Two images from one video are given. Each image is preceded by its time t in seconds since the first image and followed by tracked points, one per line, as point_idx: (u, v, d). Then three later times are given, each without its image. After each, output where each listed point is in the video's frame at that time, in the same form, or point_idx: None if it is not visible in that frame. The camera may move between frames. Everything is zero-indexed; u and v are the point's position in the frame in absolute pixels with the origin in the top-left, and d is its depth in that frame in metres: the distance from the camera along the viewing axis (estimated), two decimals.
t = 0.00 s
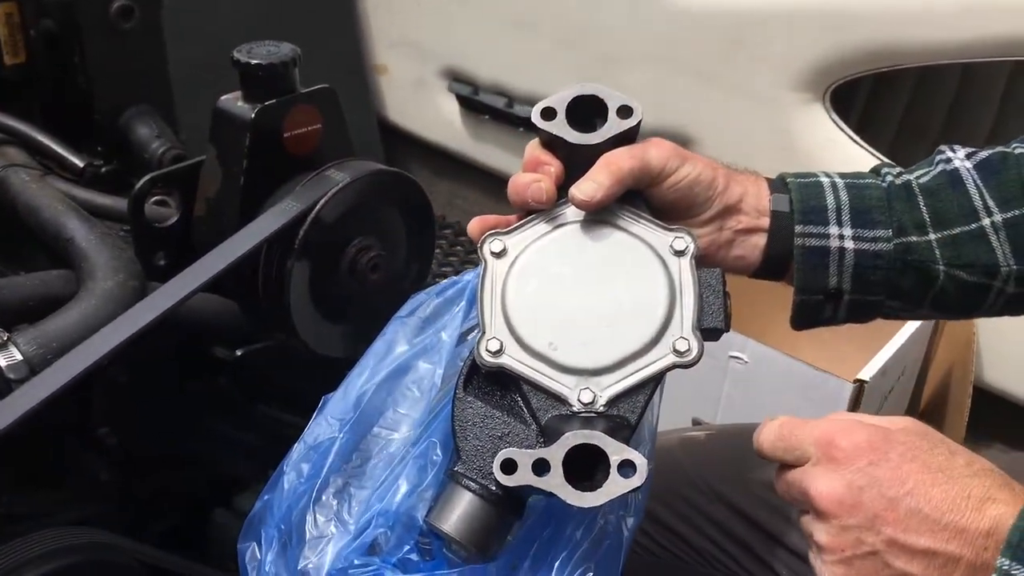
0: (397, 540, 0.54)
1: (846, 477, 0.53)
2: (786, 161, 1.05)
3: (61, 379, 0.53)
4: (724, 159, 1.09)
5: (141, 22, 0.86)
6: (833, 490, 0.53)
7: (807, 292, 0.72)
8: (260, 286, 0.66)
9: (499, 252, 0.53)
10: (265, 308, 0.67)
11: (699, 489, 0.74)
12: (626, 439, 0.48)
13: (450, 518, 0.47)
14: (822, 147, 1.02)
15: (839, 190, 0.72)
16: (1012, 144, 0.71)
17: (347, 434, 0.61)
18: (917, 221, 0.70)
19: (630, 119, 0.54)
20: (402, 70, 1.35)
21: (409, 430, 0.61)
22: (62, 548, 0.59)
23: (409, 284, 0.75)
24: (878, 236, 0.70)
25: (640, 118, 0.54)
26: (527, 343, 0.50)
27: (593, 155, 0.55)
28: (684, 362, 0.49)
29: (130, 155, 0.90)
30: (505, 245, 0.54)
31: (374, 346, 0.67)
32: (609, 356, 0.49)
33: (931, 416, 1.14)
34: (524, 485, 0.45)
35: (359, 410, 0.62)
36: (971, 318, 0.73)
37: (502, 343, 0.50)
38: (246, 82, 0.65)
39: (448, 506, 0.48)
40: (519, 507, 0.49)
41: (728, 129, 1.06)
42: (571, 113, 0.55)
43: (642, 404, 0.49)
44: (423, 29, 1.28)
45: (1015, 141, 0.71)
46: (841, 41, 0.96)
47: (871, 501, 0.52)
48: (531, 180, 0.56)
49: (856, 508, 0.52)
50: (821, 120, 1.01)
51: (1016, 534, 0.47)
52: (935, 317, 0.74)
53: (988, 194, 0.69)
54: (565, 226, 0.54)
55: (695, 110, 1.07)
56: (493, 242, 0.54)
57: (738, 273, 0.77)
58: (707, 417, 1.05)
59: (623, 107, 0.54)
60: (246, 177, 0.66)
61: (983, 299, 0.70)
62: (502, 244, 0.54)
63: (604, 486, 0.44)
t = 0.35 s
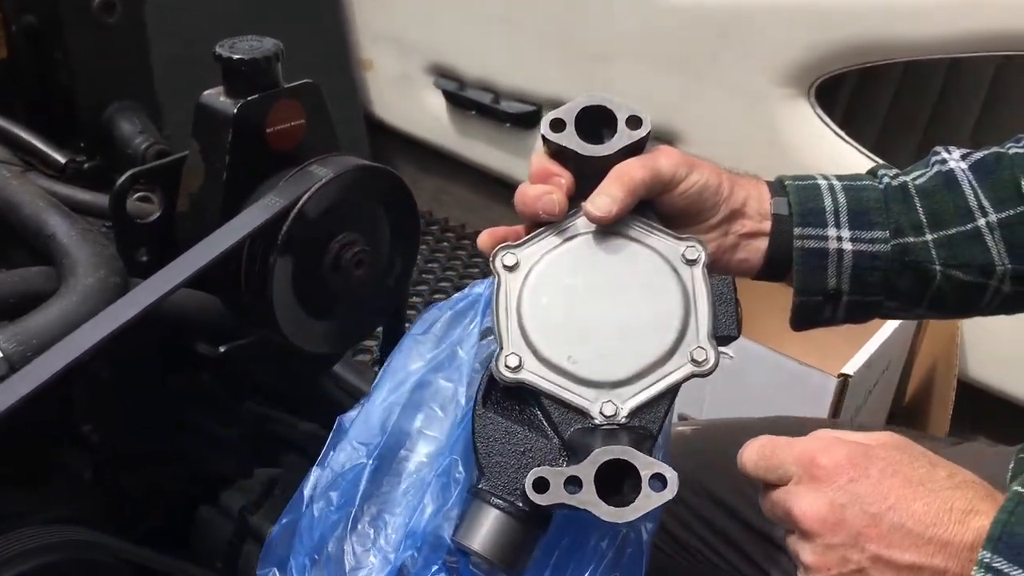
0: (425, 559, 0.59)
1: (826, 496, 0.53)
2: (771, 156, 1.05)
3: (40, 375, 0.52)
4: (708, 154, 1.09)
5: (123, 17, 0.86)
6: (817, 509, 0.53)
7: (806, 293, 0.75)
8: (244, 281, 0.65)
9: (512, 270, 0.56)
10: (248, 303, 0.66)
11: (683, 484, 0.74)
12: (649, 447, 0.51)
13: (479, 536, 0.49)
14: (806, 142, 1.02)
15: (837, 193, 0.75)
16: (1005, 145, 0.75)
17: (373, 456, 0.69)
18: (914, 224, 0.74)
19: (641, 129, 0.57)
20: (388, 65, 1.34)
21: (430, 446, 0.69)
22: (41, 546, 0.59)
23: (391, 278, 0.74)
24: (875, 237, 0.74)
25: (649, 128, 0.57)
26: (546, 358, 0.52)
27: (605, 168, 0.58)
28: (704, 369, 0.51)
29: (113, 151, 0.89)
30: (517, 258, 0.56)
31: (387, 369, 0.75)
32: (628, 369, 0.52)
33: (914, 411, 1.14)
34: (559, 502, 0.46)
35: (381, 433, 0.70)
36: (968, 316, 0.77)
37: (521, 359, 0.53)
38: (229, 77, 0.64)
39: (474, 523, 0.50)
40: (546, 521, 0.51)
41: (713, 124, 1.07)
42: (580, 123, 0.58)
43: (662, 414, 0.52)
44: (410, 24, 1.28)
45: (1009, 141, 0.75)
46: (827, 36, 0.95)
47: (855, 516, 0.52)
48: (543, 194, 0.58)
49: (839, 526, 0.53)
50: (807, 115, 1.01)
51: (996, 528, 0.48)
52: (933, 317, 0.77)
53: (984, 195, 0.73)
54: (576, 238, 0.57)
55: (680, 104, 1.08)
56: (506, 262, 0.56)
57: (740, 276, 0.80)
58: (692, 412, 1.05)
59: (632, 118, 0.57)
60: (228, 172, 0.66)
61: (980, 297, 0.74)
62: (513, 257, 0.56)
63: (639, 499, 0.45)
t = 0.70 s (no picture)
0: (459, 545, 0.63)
1: (796, 502, 0.56)
2: (746, 148, 1.05)
3: (10, 368, 0.52)
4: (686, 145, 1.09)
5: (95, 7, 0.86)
6: (786, 516, 0.56)
7: (793, 280, 0.77)
8: (216, 276, 0.65)
9: (523, 256, 0.58)
10: (219, 294, 0.65)
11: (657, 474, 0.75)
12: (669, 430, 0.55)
13: (503, 526, 0.52)
14: (780, 133, 1.02)
15: (826, 179, 0.77)
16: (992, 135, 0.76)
17: (401, 450, 0.70)
18: (902, 212, 0.75)
19: (647, 112, 0.60)
20: (366, 56, 1.34)
21: (456, 439, 0.71)
22: (12, 541, 0.59)
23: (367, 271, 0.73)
24: (864, 224, 0.75)
25: (657, 111, 0.60)
26: (562, 344, 0.55)
27: (614, 151, 0.61)
28: (717, 353, 0.55)
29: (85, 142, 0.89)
30: (527, 245, 0.58)
31: (402, 362, 0.76)
32: (645, 355, 0.55)
33: (890, 400, 1.16)
34: (591, 490, 0.48)
35: (404, 427, 0.72)
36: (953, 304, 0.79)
37: (538, 346, 0.55)
38: (199, 69, 0.64)
39: (496, 516, 0.53)
40: (567, 509, 0.55)
41: (690, 116, 1.07)
42: (589, 105, 0.60)
43: (678, 398, 0.55)
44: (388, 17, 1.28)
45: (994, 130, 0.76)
46: (803, 29, 0.95)
47: (823, 521, 0.55)
48: (553, 179, 0.61)
49: (809, 533, 0.55)
50: (783, 107, 1.01)
51: (962, 519, 0.51)
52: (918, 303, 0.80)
53: (971, 183, 0.74)
54: (586, 221, 0.60)
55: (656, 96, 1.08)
56: (518, 248, 0.58)
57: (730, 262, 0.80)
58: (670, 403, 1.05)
59: (638, 100, 0.60)
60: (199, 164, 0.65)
61: (965, 284, 0.76)
62: (523, 244, 0.58)
63: (671, 483, 0.47)
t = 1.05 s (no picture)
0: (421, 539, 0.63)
1: (763, 491, 0.56)
2: (722, 139, 1.05)
3: None
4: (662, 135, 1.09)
5: None
6: (753, 504, 0.56)
7: (765, 272, 0.77)
8: (184, 268, 0.64)
9: (491, 249, 0.57)
10: (187, 288, 0.65)
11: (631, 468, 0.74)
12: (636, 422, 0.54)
13: (471, 519, 0.52)
14: (755, 125, 1.02)
15: (797, 173, 0.77)
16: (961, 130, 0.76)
17: (365, 442, 0.70)
18: (873, 205, 0.76)
19: (615, 106, 0.60)
20: (343, 49, 1.33)
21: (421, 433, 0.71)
22: None
23: (337, 264, 0.73)
24: (835, 217, 0.76)
25: (624, 104, 0.60)
26: (530, 337, 0.54)
27: (582, 145, 0.61)
28: (685, 344, 0.55)
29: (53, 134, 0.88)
30: (495, 237, 0.58)
31: (370, 354, 0.76)
32: (613, 346, 0.54)
33: (864, 391, 1.16)
34: (555, 480, 0.48)
35: (370, 419, 0.72)
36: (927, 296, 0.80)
37: (506, 338, 0.54)
38: (164, 58, 0.63)
39: (464, 508, 0.52)
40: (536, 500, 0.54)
41: (666, 107, 1.07)
42: (557, 99, 0.60)
43: (647, 388, 0.55)
44: (364, 8, 1.27)
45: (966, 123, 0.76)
46: (777, 21, 0.95)
47: (788, 508, 0.55)
48: (521, 172, 0.59)
49: (775, 520, 0.56)
50: (758, 97, 1.01)
51: (925, 508, 0.50)
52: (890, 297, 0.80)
53: (940, 176, 0.75)
54: (556, 215, 0.59)
55: (633, 88, 1.08)
56: (486, 242, 0.58)
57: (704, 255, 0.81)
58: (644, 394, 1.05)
59: (606, 93, 0.60)
60: (165, 155, 0.64)
61: (936, 277, 0.76)
62: (492, 236, 0.58)
63: (635, 474, 0.47)
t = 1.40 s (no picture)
0: (413, 548, 0.63)
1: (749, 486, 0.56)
2: (714, 134, 1.05)
3: None
4: (654, 130, 1.09)
5: None
6: (747, 488, 0.55)
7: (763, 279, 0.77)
8: (174, 265, 0.64)
9: (487, 260, 0.58)
10: (180, 285, 0.65)
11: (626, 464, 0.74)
12: (628, 431, 0.54)
13: (466, 526, 0.52)
14: (748, 120, 1.02)
15: (796, 178, 0.77)
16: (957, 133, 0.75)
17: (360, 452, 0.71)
18: (870, 211, 0.75)
19: (608, 119, 0.60)
20: (335, 44, 1.33)
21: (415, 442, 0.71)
22: None
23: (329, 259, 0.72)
24: (834, 221, 0.76)
25: (617, 117, 0.60)
26: (525, 348, 0.54)
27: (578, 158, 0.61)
28: (677, 354, 0.54)
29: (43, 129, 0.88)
30: (491, 250, 0.58)
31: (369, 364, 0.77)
32: (606, 355, 0.54)
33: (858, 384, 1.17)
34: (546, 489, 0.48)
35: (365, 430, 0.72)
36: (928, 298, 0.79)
37: (500, 350, 0.54)
38: (153, 52, 0.63)
39: (460, 516, 0.53)
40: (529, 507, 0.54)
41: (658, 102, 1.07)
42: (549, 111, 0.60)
43: (639, 397, 0.54)
44: (355, 4, 1.27)
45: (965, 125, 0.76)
46: (768, 16, 0.95)
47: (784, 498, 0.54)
48: (515, 185, 0.59)
49: (775, 503, 0.55)
50: (750, 91, 1.01)
51: (910, 510, 0.50)
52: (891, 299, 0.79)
53: (937, 178, 0.74)
54: (550, 227, 0.59)
55: (626, 83, 1.08)
56: (482, 254, 0.58)
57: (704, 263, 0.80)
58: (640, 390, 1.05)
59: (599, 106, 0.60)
60: (155, 151, 0.64)
61: (936, 280, 0.76)
62: (488, 249, 0.58)
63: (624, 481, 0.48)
